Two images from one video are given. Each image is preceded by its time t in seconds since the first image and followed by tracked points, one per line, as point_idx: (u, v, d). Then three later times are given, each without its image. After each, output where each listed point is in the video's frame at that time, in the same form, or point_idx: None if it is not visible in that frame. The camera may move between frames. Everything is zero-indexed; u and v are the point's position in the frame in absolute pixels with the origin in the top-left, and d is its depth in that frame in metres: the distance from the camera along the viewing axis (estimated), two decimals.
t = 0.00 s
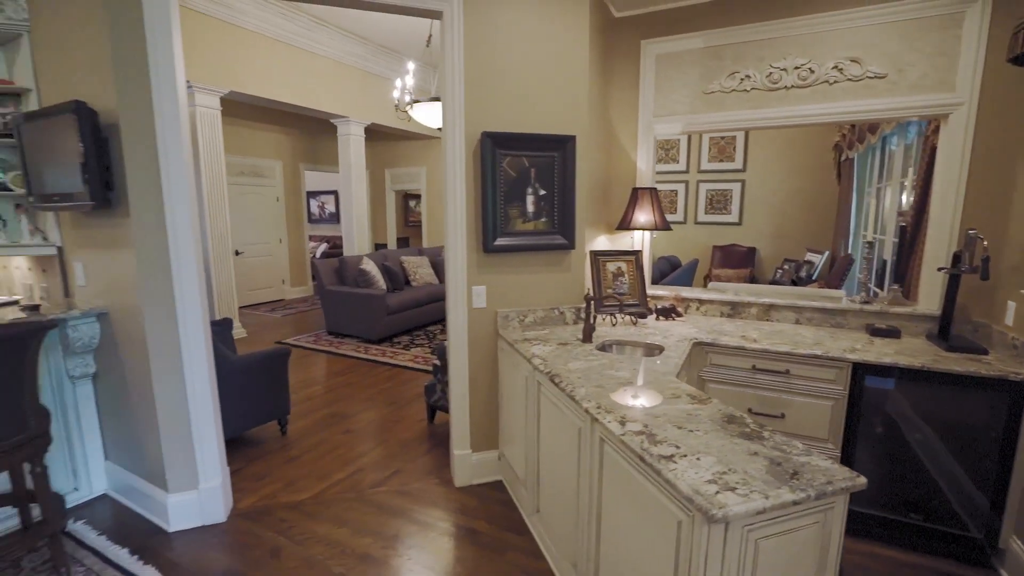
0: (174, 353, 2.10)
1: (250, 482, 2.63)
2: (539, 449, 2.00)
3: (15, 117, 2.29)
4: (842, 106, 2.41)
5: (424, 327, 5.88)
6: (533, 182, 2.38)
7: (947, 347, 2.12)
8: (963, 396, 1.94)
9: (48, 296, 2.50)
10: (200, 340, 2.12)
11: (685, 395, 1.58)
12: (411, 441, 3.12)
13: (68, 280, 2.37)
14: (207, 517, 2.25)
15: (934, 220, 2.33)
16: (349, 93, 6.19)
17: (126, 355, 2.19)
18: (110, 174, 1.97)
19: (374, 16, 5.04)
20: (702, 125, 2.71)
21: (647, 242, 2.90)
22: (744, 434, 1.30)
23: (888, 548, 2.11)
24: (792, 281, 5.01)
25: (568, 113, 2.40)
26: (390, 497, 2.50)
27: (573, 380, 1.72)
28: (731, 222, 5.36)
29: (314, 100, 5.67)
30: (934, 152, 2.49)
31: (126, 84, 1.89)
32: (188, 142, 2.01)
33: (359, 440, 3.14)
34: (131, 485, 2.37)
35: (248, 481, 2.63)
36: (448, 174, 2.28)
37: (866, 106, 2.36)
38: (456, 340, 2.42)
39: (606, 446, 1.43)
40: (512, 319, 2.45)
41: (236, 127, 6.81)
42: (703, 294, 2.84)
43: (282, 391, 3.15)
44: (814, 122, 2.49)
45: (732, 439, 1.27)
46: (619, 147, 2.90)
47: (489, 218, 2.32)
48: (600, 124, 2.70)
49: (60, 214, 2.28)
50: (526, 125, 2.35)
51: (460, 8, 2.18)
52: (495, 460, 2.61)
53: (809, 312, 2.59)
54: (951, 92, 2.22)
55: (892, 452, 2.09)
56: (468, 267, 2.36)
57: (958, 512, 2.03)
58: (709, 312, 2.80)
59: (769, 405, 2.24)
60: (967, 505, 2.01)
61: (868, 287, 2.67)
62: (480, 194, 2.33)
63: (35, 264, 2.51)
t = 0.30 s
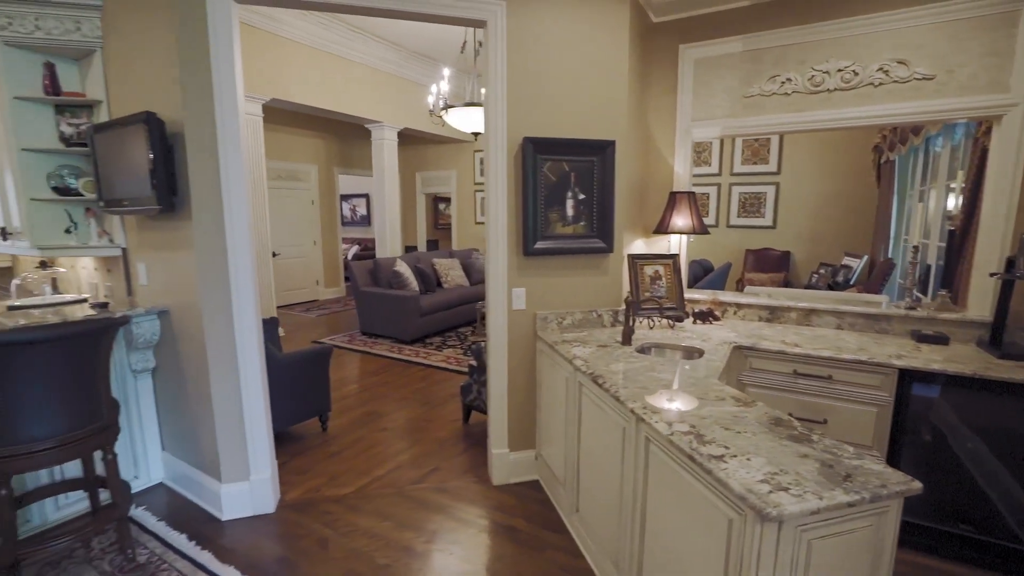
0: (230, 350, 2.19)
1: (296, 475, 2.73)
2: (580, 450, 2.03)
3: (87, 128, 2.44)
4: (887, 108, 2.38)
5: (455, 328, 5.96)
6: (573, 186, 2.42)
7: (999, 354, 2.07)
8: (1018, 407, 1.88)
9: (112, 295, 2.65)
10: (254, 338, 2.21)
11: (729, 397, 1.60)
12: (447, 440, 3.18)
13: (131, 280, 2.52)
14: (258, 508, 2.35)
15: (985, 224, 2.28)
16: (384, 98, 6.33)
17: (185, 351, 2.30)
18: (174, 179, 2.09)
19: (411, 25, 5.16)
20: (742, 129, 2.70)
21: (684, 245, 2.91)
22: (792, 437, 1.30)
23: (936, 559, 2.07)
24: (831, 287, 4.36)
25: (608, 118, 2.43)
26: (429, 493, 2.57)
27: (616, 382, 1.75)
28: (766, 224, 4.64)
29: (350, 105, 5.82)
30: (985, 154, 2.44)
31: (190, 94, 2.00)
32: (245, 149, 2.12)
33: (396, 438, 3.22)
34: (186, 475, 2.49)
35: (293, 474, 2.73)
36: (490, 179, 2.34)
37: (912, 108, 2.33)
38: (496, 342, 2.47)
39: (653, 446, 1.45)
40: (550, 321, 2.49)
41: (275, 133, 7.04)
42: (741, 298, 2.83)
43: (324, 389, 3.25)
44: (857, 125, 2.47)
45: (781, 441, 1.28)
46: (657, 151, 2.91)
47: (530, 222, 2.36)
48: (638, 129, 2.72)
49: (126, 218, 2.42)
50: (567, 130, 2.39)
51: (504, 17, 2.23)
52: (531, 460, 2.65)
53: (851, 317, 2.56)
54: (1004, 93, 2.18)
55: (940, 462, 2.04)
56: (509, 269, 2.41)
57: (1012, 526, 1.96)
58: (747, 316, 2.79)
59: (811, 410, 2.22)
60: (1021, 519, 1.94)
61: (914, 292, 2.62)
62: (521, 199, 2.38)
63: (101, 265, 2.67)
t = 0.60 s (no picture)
0: (280, 348, 2.26)
1: (339, 471, 2.81)
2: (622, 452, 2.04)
3: (151, 136, 2.58)
4: (939, 109, 2.32)
5: (486, 330, 6.01)
6: (614, 190, 2.43)
7: None
8: None
9: (169, 295, 2.78)
10: (303, 336, 2.27)
11: (779, 403, 1.58)
12: (484, 441, 3.22)
13: (187, 281, 2.64)
14: (304, 502, 2.42)
15: None
16: (419, 104, 6.44)
17: (237, 349, 2.39)
18: (232, 185, 2.18)
19: (446, 31, 5.25)
20: (785, 131, 2.67)
21: (723, 249, 2.90)
22: (848, 444, 1.29)
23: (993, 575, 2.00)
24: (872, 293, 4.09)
25: (649, 122, 2.44)
26: (469, 492, 2.61)
27: (661, 385, 1.76)
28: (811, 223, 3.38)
29: (387, 110, 5.94)
30: None
31: (247, 102, 2.08)
32: (297, 154, 2.19)
33: (434, 437, 3.27)
34: (236, 468, 2.59)
35: (336, 471, 2.81)
36: (531, 183, 2.37)
37: (967, 108, 2.26)
38: (536, 344, 2.49)
39: (702, 450, 1.45)
40: (590, 324, 2.50)
41: (313, 138, 7.24)
42: (783, 302, 2.79)
43: (365, 388, 3.34)
44: (907, 127, 2.41)
45: (837, 448, 1.26)
46: (697, 155, 2.90)
47: (571, 226, 2.39)
48: (678, 132, 2.71)
49: (184, 222, 2.54)
50: (608, 135, 2.40)
51: (547, 24, 2.27)
52: (569, 462, 2.67)
53: (900, 324, 2.49)
54: None
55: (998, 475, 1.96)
56: (549, 272, 2.44)
57: None
58: (789, 321, 2.75)
59: (859, 418, 2.17)
60: None
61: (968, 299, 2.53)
62: (562, 202, 2.41)
63: (159, 266, 2.81)
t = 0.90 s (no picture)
0: (328, 348, 2.32)
1: (381, 469, 2.87)
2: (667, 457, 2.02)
3: (208, 143, 2.70)
4: (1003, 108, 2.22)
5: (520, 333, 6.03)
6: (657, 194, 2.42)
7: None
8: None
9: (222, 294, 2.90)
10: (350, 337, 2.33)
11: (834, 410, 1.55)
12: (521, 443, 3.23)
13: (239, 281, 2.74)
14: (348, 498, 2.48)
15: None
16: (454, 108, 6.52)
17: (287, 348, 2.47)
18: (284, 189, 2.26)
19: (483, 36, 5.30)
20: (835, 132, 2.60)
21: (768, 253, 2.85)
22: (913, 454, 1.25)
23: None
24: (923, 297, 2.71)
25: (694, 124, 2.41)
26: (508, 493, 2.62)
27: (709, 390, 1.74)
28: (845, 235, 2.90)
29: (423, 115, 6.04)
30: None
31: (300, 109, 2.16)
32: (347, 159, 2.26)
33: (472, 438, 3.31)
34: (283, 463, 2.67)
35: (379, 468, 2.88)
36: (574, 186, 2.39)
37: None
38: (578, 347, 2.50)
39: (755, 456, 1.43)
40: (632, 328, 2.50)
41: (351, 143, 7.42)
42: (830, 308, 2.72)
43: (405, 388, 3.40)
44: (967, 126, 2.32)
45: (901, 458, 1.22)
46: (741, 157, 2.85)
47: (614, 229, 2.39)
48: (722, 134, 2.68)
49: (237, 224, 2.64)
50: (652, 138, 2.39)
51: (591, 28, 2.28)
52: (609, 466, 2.66)
53: (958, 332, 2.39)
54: None
55: None
56: (592, 275, 2.45)
57: None
58: (837, 327, 2.68)
59: (915, 428, 2.10)
60: None
61: None
62: (605, 206, 2.41)
63: (212, 267, 2.93)
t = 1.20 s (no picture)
0: (376, 349, 2.37)
1: (425, 468, 2.92)
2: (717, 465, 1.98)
3: (263, 149, 2.81)
4: None
5: (555, 336, 6.02)
6: (705, 198, 2.39)
7: None
8: None
9: (273, 295, 3.00)
10: (397, 338, 2.38)
11: (901, 422, 1.49)
12: (561, 447, 3.23)
13: (289, 283, 2.83)
14: (394, 497, 2.52)
15: None
16: (491, 113, 6.56)
17: (336, 348, 2.54)
18: (337, 194, 2.32)
19: (521, 41, 5.33)
20: (892, 133, 2.51)
21: (818, 257, 2.78)
22: (993, 470, 1.19)
23: None
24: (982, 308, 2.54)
25: (744, 126, 2.37)
26: (551, 497, 2.62)
27: (765, 397, 1.71)
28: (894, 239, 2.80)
29: (461, 120, 6.10)
30: None
31: (352, 116, 2.21)
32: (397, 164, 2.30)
33: (512, 440, 3.32)
34: (330, 461, 2.74)
35: (422, 468, 2.92)
36: (621, 191, 2.38)
37: None
38: (623, 351, 2.49)
39: (816, 466, 1.39)
40: (677, 333, 2.47)
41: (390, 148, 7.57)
42: (886, 315, 2.62)
43: (446, 389, 3.44)
44: None
45: (981, 474, 1.17)
46: (791, 160, 2.79)
47: (660, 233, 2.38)
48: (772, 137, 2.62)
49: (289, 228, 2.73)
50: (700, 142, 2.36)
51: (639, 31, 2.27)
52: (653, 472, 2.62)
53: None
54: None
55: None
56: (637, 279, 2.44)
57: None
58: (893, 335, 2.58)
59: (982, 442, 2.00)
60: None
61: None
62: (652, 210, 2.40)
63: (264, 269, 3.03)
